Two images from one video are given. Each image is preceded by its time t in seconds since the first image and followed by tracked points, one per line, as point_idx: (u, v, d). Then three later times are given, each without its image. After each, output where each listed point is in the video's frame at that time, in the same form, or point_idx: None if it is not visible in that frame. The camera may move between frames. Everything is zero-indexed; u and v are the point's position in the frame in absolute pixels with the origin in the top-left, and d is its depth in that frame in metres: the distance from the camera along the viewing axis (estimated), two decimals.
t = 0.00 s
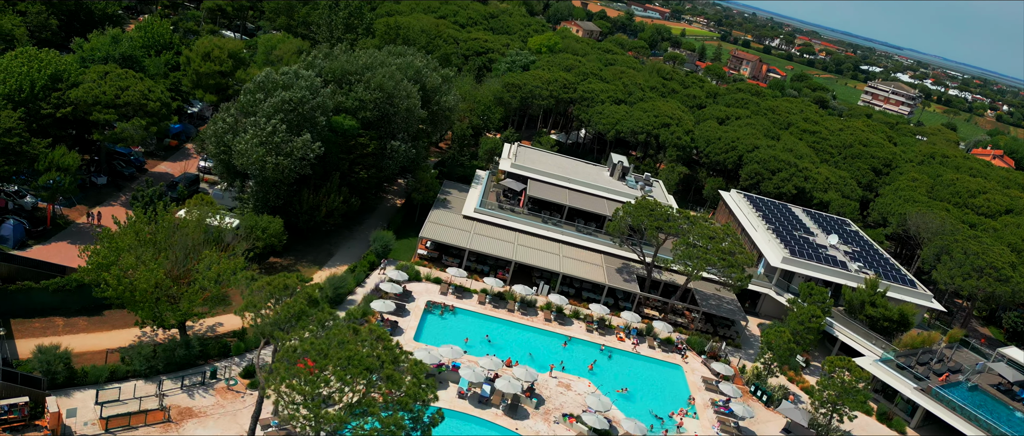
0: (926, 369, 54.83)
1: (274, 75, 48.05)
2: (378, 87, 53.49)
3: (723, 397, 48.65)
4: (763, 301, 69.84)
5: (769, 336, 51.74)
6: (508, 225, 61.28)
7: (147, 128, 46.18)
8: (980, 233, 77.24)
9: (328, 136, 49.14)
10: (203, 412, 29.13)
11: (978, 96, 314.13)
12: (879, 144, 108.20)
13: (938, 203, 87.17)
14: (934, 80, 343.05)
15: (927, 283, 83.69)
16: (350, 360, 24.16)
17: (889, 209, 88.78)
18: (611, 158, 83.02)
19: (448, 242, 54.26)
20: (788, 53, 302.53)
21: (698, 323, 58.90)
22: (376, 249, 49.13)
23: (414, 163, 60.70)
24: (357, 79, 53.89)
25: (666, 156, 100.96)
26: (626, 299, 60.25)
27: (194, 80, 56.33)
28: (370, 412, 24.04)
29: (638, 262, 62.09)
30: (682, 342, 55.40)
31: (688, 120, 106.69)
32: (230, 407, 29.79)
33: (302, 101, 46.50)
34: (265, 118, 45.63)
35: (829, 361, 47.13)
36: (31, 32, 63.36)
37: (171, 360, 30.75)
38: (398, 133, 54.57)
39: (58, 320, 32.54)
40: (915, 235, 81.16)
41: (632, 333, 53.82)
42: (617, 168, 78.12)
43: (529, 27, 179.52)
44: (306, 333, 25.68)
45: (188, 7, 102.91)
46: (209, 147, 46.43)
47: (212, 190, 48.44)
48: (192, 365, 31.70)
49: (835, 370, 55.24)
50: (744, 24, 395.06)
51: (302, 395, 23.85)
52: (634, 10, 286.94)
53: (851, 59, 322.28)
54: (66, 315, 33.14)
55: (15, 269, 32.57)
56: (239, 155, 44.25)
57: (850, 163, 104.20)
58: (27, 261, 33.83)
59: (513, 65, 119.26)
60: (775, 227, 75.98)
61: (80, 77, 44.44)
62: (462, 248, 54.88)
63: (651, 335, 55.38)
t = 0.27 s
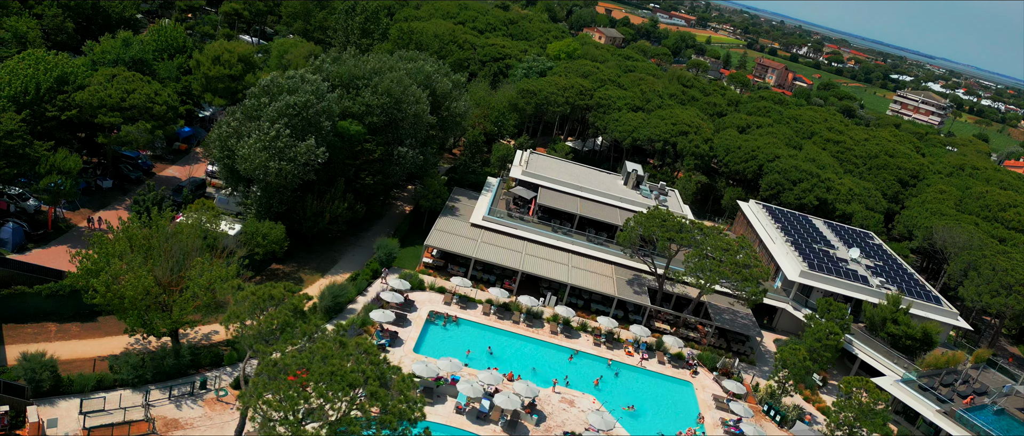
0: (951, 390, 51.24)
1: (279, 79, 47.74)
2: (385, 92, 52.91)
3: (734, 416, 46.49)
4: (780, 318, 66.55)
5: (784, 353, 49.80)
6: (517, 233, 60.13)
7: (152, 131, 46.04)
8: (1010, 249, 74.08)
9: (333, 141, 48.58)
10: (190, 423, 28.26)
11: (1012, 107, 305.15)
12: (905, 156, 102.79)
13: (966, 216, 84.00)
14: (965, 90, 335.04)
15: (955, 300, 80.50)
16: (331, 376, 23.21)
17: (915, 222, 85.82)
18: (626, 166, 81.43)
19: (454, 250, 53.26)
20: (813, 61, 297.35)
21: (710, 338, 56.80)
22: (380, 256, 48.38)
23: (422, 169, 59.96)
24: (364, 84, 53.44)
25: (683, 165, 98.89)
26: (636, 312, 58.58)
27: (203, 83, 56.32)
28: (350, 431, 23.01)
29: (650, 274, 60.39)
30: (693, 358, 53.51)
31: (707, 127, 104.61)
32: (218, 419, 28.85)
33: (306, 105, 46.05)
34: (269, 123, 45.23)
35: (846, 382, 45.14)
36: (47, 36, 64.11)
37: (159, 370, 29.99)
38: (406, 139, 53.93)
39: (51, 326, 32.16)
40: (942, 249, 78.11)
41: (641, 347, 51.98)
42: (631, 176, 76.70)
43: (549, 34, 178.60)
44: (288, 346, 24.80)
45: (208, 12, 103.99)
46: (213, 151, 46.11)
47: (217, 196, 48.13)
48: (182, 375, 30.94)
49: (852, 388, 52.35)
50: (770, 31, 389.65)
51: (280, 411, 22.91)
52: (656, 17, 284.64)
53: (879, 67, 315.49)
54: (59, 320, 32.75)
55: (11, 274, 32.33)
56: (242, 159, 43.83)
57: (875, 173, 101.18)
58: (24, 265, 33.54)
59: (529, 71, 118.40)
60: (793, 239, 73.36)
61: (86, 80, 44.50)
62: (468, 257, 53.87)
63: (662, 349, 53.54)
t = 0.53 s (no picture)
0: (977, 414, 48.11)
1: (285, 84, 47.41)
2: (392, 97, 52.33)
3: None
4: (796, 334, 64.33)
5: (799, 372, 47.86)
6: (525, 243, 58.94)
7: (158, 135, 45.90)
8: None
9: (337, 146, 48.00)
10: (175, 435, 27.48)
11: None
12: (933, 167, 100.50)
13: (996, 230, 80.84)
14: (998, 99, 326.05)
15: (984, 317, 77.34)
16: (311, 392, 22.33)
17: (941, 236, 82.85)
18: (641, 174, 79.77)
19: (459, 259, 52.27)
20: (841, 69, 291.36)
21: (723, 354, 54.81)
22: (383, 264, 47.62)
23: (430, 176, 59.23)
24: (371, 89, 52.96)
25: (700, 174, 96.55)
26: (647, 326, 56.88)
27: (212, 88, 56.29)
28: None
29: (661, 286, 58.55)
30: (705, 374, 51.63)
31: (726, 136, 102.29)
32: (204, 432, 28.03)
33: (310, 110, 45.60)
34: (272, 127, 44.80)
35: (863, 404, 41.12)
36: (64, 40, 64.81)
37: (147, 379, 29.34)
38: (412, 145, 53.24)
39: (44, 332, 31.82)
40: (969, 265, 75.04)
41: (650, 362, 50.18)
42: (646, 185, 75.07)
43: (569, 40, 177.52)
44: (269, 360, 23.97)
45: (227, 17, 104.86)
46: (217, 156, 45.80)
47: (222, 201, 47.83)
48: (171, 385, 30.27)
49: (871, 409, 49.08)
50: (797, 39, 382.95)
51: (256, 429, 22.04)
52: (679, 24, 281.69)
53: (908, 75, 308.38)
54: (53, 326, 32.44)
55: (6, 278, 32.10)
56: (244, 164, 43.38)
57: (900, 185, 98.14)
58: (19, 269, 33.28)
59: (545, 77, 117.40)
60: (812, 251, 70.41)
61: (93, 83, 44.56)
62: (474, 266, 52.82)
63: (672, 365, 51.70)
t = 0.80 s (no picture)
0: None
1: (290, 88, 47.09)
2: (398, 102, 51.68)
3: None
4: (815, 348, 61.00)
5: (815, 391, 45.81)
6: (533, 252, 57.62)
7: (163, 139, 45.74)
8: None
9: (341, 152, 47.35)
10: None
11: None
12: (963, 178, 97.19)
13: None
14: None
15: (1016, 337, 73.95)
16: (288, 410, 21.40)
17: (970, 250, 79.64)
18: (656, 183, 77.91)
19: (465, 268, 51.20)
20: (870, 77, 284.53)
21: (736, 370, 52.77)
22: (386, 273, 46.77)
23: (438, 182, 58.41)
24: (379, 94, 52.38)
25: (719, 182, 93.71)
26: (658, 340, 55.04)
27: (222, 92, 56.20)
28: None
29: (673, 299, 56.69)
30: (717, 392, 49.60)
31: (746, 144, 99.59)
32: None
33: (314, 114, 45.09)
34: (275, 132, 44.32)
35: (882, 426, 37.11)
36: (80, 43, 65.40)
37: (133, 389, 28.67)
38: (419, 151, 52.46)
39: (35, 337, 31.43)
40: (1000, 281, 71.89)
41: (659, 378, 48.34)
42: (661, 194, 73.32)
43: (589, 46, 176.08)
44: (247, 375, 23.05)
45: (245, 22, 105.62)
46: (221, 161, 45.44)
47: (226, 206, 47.49)
48: (159, 396, 29.58)
49: None
50: (825, 46, 375.38)
51: None
52: (703, 31, 278.17)
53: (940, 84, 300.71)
54: (45, 332, 32.04)
55: None
56: (247, 169, 42.88)
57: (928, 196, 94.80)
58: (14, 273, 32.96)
59: (562, 84, 116.23)
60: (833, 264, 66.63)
61: (99, 86, 44.55)
62: (479, 275, 51.68)
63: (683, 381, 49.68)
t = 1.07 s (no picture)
0: None
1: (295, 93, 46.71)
2: (406, 108, 51.01)
3: None
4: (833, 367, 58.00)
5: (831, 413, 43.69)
6: (541, 262, 56.29)
7: (167, 143, 45.55)
8: None
9: (346, 157, 46.70)
10: None
11: None
12: (993, 190, 93.76)
13: None
14: None
15: None
16: (261, 430, 20.52)
17: (1000, 266, 76.46)
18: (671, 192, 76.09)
19: (470, 278, 50.14)
20: (900, 87, 277.72)
21: (749, 388, 50.72)
22: (388, 282, 45.95)
23: (446, 189, 57.54)
24: (386, 98, 51.76)
25: (737, 193, 91.07)
26: (668, 355, 53.18)
27: (231, 96, 56.07)
28: None
29: (684, 313, 54.84)
30: (729, 411, 47.40)
31: (766, 153, 97.14)
32: None
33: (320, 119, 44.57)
34: (279, 137, 43.82)
35: None
36: (96, 46, 66.05)
37: (118, 399, 28.00)
38: (426, 158, 51.78)
39: (25, 343, 31.02)
40: None
41: (667, 396, 46.37)
42: (675, 204, 71.66)
43: (609, 53, 174.51)
44: (222, 390, 22.15)
45: (264, 27, 106.22)
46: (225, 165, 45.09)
47: (231, 212, 47.24)
48: (145, 406, 28.84)
49: None
50: (854, 55, 367.67)
51: None
52: (726, 39, 274.77)
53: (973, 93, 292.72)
54: (36, 338, 31.63)
55: None
56: (249, 174, 42.45)
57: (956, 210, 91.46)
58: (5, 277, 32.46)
59: (579, 90, 115.03)
60: (854, 280, 63.14)
61: (105, 89, 44.51)
62: (484, 286, 50.58)
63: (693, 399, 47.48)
